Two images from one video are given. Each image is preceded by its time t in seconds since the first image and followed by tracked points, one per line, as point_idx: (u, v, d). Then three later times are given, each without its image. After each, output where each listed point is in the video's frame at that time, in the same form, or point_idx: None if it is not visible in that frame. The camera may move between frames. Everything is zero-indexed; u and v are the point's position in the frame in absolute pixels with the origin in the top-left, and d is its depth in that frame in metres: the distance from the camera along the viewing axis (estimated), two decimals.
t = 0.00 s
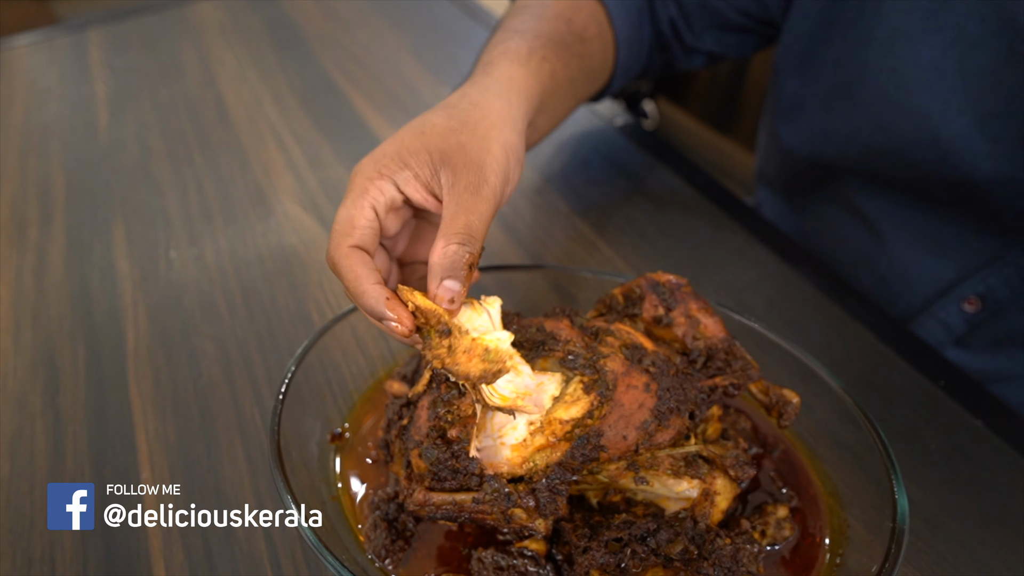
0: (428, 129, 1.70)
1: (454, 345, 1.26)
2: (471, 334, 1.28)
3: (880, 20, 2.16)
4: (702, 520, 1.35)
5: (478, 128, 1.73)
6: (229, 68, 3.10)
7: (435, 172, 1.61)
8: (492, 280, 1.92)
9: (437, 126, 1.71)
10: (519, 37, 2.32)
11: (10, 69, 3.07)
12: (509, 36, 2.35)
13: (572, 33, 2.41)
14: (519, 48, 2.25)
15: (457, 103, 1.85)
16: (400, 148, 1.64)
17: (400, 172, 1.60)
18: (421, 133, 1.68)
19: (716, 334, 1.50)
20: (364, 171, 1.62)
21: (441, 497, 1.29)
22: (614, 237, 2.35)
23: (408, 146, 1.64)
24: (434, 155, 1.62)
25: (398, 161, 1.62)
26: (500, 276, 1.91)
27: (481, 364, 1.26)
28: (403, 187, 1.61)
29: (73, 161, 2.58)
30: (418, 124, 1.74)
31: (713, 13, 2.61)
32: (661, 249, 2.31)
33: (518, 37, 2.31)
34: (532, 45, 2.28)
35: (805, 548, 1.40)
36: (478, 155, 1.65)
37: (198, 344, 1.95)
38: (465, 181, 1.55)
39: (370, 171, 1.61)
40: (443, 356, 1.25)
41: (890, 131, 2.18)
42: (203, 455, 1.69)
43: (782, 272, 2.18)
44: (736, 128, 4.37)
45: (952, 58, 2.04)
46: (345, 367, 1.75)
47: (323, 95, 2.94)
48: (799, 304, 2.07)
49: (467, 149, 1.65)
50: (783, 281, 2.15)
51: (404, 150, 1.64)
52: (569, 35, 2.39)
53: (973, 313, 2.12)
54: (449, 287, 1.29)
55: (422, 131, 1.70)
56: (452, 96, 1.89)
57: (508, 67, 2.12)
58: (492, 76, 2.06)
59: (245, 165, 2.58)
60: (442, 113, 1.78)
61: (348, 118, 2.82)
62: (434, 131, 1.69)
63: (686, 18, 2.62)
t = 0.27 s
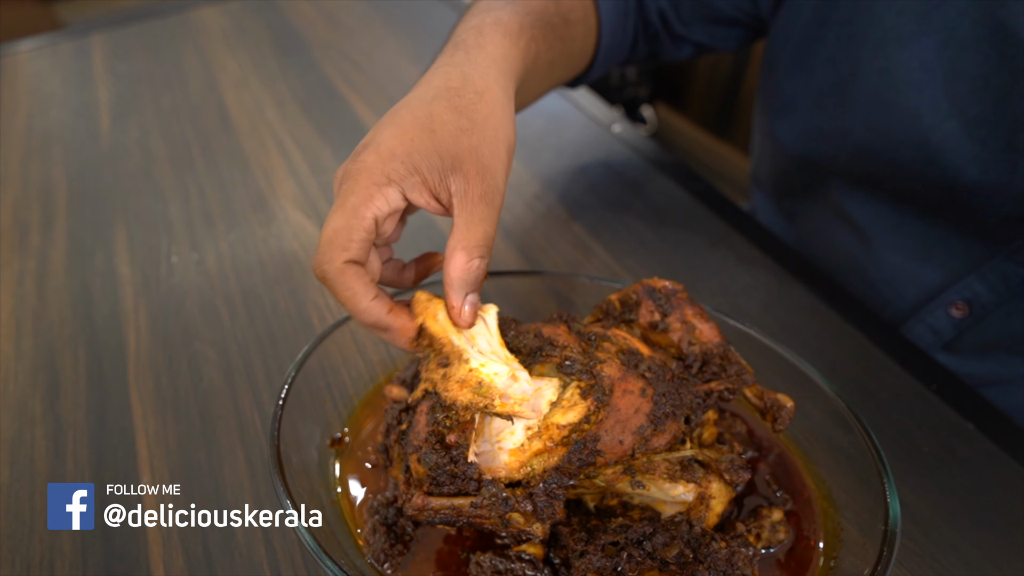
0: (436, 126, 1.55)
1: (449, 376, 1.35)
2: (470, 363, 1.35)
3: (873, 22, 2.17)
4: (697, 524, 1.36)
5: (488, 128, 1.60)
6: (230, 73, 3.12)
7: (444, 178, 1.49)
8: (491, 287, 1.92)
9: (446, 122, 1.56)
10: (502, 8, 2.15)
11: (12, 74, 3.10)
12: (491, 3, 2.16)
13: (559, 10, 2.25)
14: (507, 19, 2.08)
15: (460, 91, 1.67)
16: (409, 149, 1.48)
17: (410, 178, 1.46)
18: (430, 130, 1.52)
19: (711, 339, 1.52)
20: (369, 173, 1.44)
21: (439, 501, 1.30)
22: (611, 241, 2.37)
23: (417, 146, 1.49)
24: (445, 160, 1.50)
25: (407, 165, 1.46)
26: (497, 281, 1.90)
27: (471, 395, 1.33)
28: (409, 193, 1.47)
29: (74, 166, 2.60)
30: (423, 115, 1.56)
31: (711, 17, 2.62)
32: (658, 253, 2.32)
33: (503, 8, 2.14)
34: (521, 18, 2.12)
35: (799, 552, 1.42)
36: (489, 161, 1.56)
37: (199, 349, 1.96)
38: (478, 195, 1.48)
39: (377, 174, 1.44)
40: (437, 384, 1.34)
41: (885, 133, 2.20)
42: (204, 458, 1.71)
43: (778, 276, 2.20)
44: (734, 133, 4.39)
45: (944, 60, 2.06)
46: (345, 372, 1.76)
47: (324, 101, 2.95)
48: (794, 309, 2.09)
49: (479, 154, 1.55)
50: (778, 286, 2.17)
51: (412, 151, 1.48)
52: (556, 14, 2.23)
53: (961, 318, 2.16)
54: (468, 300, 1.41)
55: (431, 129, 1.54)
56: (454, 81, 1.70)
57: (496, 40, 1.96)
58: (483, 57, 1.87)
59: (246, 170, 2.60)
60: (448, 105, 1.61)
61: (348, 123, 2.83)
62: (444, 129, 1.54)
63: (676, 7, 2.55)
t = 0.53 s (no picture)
0: (452, 157, 1.43)
1: (442, 376, 1.35)
2: (462, 363, 1.34)
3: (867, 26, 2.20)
4: (693, 522, 1.38)
5: (501, 146, 1.52)
6: (228, 80, 3.14)
7: (464, 210, 1.41)
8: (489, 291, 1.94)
9: (460, 150, 1.45)
10: (497, 4, 2.09)
11: (11, 82, 3.11)
12: None
13: (552, 11, 2.25)
14: (502, 17, 2.04)
15: (464, 110, 1.55)
16: (431, 190, 1.37)
17: (436, 221, 1.37)
18: (447, 164, 1.40)
19: (706, 341, 1.54)
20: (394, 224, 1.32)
21: (439, 500, 1.32)
22: (607, 245, 2.40)
23: (438, 186, 1.38)
24: (466, 192, 1.41)
25: (431, 208, 1.37)
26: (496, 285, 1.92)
27: (464, 393, 1.33)
28: (434, 234, 1.38)
29: (75, 173, 2.62)
30: (435, 146, 1.44)
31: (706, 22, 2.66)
32: (654, 258, 2.35)
33: (496, 5, 2.08)
34: (515, 17, 2.08)
35: (794, 550, 1.44)
36: (504, 181, 1.50)
37: (200, 353, 1.98)
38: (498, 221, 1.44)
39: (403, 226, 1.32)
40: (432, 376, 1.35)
41: (881, 134, 2.22)
42: (205, 460, 1.72)
43: (773, 280, 2.23)
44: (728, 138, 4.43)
45: (939, 61, 2.09)
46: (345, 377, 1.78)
47: (322, 108, 2.98)
48: (790, 312, 2.11)
49: (496, 176, 1.48)
50: (774, 289, 2.19)
51: (434, 191, 1.37)
52: (550, 15, 2.23)
53: (955, 319, 2.18)
54: (500, 319, 1.43)
55: (449, 162, 1.42)
56: (454, 100, 1.57)
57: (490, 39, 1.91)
58: (473, 63, 1.74)
59: (245, 177, 2.62)
60: (456, 129, 1.49)
61: (347, 129, 2.86)
62: (460, 160, 1.43)
63: (673, 10, 2.58)
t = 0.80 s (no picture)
0: (444, 157, 1.40)
1: (450, 346, 1.37)
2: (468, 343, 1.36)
3: (860, 31, 2.23)
4: (689, 521, 1.41)
5: (496, 153, 1.49)
6: (229, 87, 3.17)
7: (455, 211, 1.35)
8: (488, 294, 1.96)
9: (452, 152, 1.42)
10: (495, 9, 2.11)
11: (13, 89, 3.14)
12: (484, 6, 2.14)
13: (550, 17, 2.27)
14: (501, 24, 2.06)
15: (461, 115, 1.54)
16: (419, 189, 1.33)
17: (423, 220, 1.32)
18: (438, 164, 1.37)
19: (702, 342, 1.56)
20: (380, 220, 1.29)
21: (440, 499, 1.34)
22: (604, 249, 2.43)
23: (427, 185, 1.33)
24: (456, 193, 1.36)
25: (419, 207, 1.32)
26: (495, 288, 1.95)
27: (461, 373, 1.38)
28: (421, 235, 1.33)
29: (76, 179, 2.64)
30: (427, 146, 1.41)
31: (703, 29, 2.69)
32: (651, 261, 2.38)
33: (496, 11, 2.10)
34: (515, 23, 2.10)
35: (789, 548, 1.46)
36: (499, 187, 1.44)
37: (202, 357, 2.00)
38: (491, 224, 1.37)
39: (389, 222, 1.29)
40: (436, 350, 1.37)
41: (874, 138, 2.26)
42: (207, 462, 1.74)
43: (768, 283, 2.26)
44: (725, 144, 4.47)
45: (933, 67, 2.12)
46: (346, 379, 1.81)
47: (323, 114, 3.01)
48: (785, 314, 2.14)
49: (489, 180, 1.43)
50: (769, 292, 2.22)
51: (423, 190, 1.33)
52: (548, 19, 2.26)
53: (949, 321, 2.21)
54: (482, 329, 1.35)
55: (440, 163, 1.38)
56: (451, 105, 1.56)
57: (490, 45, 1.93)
58: (473, 72, 1.76)
59: (246, 182, 2.64)
60: (451, 131, 1.48)
61: (346, 135, 2.89)
62: (452, 161, 1.39)
63: (670, 13, 2.61)
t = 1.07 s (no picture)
0: (449, 159, 1.53)
1: (444, 336, 1.38)
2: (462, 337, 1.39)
3: (851, 41, 2.26)
4: (684, 521, 1.43)
5: (499, 158, 1.61)
6: (229, 95, 3.20)
7: (458, 210, 1.46)
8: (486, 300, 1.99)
9: (457, 155, 1.55)
10: (497, 34, 2.20)
11: (15, 97, 3.17)
12: (485, 29, 2.23)
13: (550, 35, 2.34)
14: (503, 47, 2.14)
15: (467, 123, 1.66)
16: (424, 184, 1.45)
17: (426, 212, 1.41)
18: (444, 164, 1.50)
19: (696, 345, 1.59)
20: (386, 209, 1.40)
21: (439, 501, 1.37)
22: (601, 254, 2.46)
23: (432, 182, 1.46)
24: (460, 192, 1.48)
25: (424, 200, 1.42)
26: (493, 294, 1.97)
27: (453, 364, 1.37)
28: (424, 227, 1.42)
29: (78, 186, 2.67)
30: (435, 149, 1.55)
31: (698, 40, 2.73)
32: (647, 266, 2.40)
33: (498, 36, 2.19)
34: (511, 41, 2.17)
35: (783, 548, 1.48)
36: (500, 192, 1.55)
37: (203, 362, 2.03)
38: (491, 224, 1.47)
39: (393, 210, 1.39)
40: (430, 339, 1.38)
41: (863, 146, 2.30)
42: (208, 466, 1.76)
43: (761, 287, 2.29)
44: (722, 149, 4.50)
45: (921, 77, 2.16)
46: (346, 384, 1.83)
47: (323, 122, 3.04)
48: (778, 317, 2.17)
49: (491, 185, 1.54)
50: (762, 296, 2.25)
51: (428, 187, 1.45)
52: (548, 39, 2.32)
53: (942, 326, 2.22)
54: (479, 329, 1.39)
55: (445, 164, 1.51)
56: (459, 115, 1.69)
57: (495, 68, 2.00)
58: (475, 91, 1.84)
59: (246, 189, 2.67)
60: (458, 137, 1.60)
61: (346, 143, 2.92)
62: (457, 163, 1.53)
63: (662, 26, 2.63)
